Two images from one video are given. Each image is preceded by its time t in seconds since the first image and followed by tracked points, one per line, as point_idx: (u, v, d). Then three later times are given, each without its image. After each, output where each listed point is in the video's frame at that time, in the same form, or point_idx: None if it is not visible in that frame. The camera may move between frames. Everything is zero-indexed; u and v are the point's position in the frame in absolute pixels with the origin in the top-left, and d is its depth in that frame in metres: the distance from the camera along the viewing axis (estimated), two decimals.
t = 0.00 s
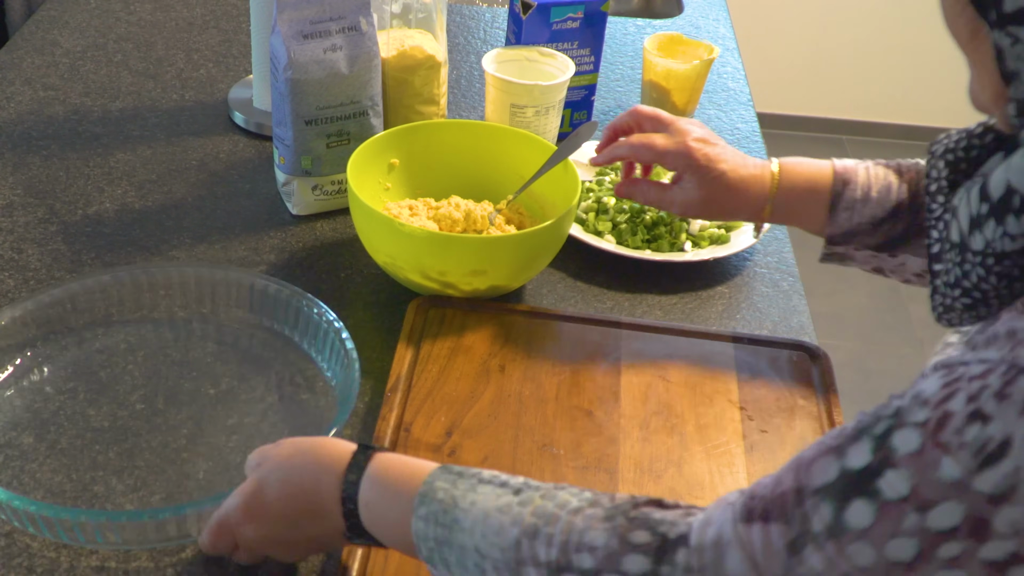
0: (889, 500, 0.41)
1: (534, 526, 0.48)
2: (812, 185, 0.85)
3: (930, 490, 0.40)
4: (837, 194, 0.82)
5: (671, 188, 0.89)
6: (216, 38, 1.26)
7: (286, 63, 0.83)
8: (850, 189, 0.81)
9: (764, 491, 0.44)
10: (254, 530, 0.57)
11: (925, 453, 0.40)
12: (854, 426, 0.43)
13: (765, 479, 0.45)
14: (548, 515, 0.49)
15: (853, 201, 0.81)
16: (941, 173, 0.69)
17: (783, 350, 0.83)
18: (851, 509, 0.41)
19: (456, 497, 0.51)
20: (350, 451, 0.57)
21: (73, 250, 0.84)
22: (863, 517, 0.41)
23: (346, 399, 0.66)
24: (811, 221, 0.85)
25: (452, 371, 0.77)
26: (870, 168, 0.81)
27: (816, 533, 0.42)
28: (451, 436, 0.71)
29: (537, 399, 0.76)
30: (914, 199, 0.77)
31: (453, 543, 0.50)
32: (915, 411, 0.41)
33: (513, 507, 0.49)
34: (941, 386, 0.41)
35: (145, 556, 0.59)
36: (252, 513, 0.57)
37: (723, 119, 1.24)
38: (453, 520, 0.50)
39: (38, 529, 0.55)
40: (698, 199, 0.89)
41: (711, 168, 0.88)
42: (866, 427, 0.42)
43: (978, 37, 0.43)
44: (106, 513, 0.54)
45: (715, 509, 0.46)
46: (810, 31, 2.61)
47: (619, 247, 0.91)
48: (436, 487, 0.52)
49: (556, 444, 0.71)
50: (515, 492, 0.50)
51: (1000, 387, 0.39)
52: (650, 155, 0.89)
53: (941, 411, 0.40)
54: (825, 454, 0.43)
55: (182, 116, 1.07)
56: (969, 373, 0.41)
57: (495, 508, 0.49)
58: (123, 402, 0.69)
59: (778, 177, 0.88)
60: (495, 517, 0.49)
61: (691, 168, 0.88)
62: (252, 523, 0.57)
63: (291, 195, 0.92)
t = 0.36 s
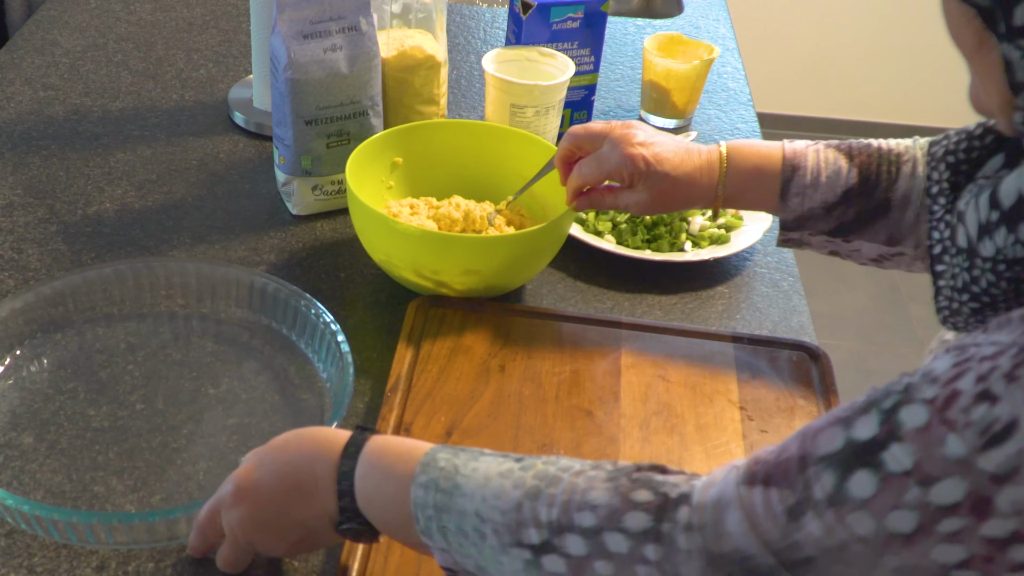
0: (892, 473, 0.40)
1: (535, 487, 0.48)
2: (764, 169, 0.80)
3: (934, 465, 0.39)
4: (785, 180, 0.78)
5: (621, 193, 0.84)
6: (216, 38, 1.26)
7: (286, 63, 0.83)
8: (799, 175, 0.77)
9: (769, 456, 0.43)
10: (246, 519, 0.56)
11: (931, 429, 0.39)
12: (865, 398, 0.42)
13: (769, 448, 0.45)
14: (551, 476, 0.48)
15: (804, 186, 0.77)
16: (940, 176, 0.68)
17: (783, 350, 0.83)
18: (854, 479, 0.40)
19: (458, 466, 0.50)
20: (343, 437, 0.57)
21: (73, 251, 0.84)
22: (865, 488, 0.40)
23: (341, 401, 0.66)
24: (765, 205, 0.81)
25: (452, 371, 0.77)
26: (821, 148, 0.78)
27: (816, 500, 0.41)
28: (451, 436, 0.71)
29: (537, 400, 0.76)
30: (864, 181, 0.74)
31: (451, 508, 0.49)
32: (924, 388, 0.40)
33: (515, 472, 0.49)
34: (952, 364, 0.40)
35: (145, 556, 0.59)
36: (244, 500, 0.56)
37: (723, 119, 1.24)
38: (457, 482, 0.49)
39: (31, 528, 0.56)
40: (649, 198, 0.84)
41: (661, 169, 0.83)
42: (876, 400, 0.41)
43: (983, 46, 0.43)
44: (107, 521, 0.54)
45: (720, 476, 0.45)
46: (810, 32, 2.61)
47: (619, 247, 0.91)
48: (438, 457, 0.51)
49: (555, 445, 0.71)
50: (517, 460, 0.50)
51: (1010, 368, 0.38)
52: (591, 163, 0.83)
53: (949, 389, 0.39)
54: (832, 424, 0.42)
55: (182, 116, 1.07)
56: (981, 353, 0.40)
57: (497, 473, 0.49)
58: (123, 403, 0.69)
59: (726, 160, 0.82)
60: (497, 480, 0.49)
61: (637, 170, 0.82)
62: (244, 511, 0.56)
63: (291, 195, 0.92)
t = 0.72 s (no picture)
0: (973, 466, 0.40)
1: (620, 481, 0.48)
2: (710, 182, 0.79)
3: (1014, 454, 0.39)
4: (731, 192, 0.77)
5: (562, 214, 0.79)
6: (216, 38, 1.26)
7: (286, 63, 0.83)
8: (744, 186, 0.76)
9: (840, 455, 0.43)
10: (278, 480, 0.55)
11: (1008, 420, 0.39)
12: (932, 393, 0.42)
13: (836, 446, 0.45)
14: (636, 473, 0.49)
15: (750, 196, 0.76)
16: (960, 158, 0.65)
17: (783, 350, 0.84)
18: (934, 473, 0.40)
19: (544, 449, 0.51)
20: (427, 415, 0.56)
21: (73, 251, 0.84)
22: (946, 483, 0.40)
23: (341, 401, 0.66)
24: (711, 220, 0.79)
25: (452, 372, 0.77)
26: (762, 161, 0.77)
27: (898, 497, 0.41)
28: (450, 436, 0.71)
29: (537, 400, 0.75)
30: (810, 187, 0.75)
31: (535, 491, 0.50)
32: (997, 379, 0.40)
33: (592, 466, 0.49)
34: (1018, 354, 0.40)
35: (145, 555, 0.59)
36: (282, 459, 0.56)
37: (723, 119, 1.24)
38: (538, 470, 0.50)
39: (31, 528, 0.56)
40: (593, 217, 0.80)
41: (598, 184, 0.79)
42: (945, 394, 0.41)
43: (1014, 29, 0.42)
44: (106, 522, 0.54)
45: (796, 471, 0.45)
46: (811, 31, 2.60)
47: (619, 247, 0.91)
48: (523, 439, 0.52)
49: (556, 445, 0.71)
50: (602, 450, 0.51)
51: None
52: (530, 186, 0.79)
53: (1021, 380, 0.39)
54: (903, 420, 0.42)
55: (181, 116, 1.07)
56: None
57: (581, 462, 0.50)
58: (123, 402, 0.69)
59: (667, 176, 0.80)
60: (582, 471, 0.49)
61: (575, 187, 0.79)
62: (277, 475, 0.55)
63: (291, 195, 0.92)
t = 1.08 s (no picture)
0: None
1: (753, 350, 0.58)
2: (762, 106, 0.83)
3: None
4: (782, 114, 0.82)
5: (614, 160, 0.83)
6: (216, 38, 1.26)
7: (286, 64, 0.83)
8: (793, 109, 0.82)
9: (924, 358, 0.52)
10: (552, 272, 0.74)
11: None
12: (1004, 299, 0.50)
13: (923, 348, 0.53)
14: (768, 347, 0.59)
15: (798, 118, 0.82)
16: (984, 109, 0.72)
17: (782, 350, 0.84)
18: (1004, 370, 0.49)
19: (697, 310, 0.62)
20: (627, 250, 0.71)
21: (73, 251, 0.84)
22: (1014, 377, 0.49)
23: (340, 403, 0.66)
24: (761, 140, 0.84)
25: (451, 371, 0.77)
26: (807, 88, 0.83)
27: (970, 392, 0.50)
28: (450, 436, 0.70)
29: (537, 400, 0.75)
30: (848, 112, 0.82)
31: (684, 345, 0.61)
32: None
33: (742, 333, 0.60)
34: None
35: (144, 555, 0.59)
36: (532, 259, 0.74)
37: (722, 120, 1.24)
38: (687, 330, 0.61)
39: (31, 527, 0.56)
40: (643, 155, 0.83)
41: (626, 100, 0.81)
42: (1015, 302, 0.49)
43: None
44: (107, 523, 0.53)
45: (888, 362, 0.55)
46: (811, 31, 2.60)
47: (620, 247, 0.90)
48: (683, 299, 0.63)
49: (556, 445, 0.71)
50: (748, 323, 0.61)
51: None
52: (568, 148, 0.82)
53: None
54: (977, 325, 0.51)
55: (181, 116, 1.07)
56: None
57: (725, 329, 0.60)
58: (123, 403, 0.69)
59: (721, 97, 0.83)
60: (724, 335, 0.60)
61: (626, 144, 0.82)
62: (537, 267, 0.74)
63: (291, 195, 0.92)
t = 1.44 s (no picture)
0: None
1: (759, 327, 0.62)
2: (727, 33, 0.86)
3: None
4: (747, 39, 0.86)
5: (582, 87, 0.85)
6: (216, 38, 1.26)
7: (286, 63, 0.83)
8: (758, 34, 0.86)
9: (924, 325, 0.55)
10: (563, 256, 0.77)
11: None
12: (995, 265, 0.53)
13: (922, 313, 0.56)
14: (773, 322, 0.62)
15: (764, 42, 0.85)
16: (971, 85, 0.66)
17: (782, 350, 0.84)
18: (1000, 335, 0.52)
19: (707, 288, 0.65)
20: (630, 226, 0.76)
21: (73, 251, 0.84)
22: (1010, 341, 0.51)
23: (339, 404, 0.66)
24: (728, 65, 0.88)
25: (452, 371, 0.77)
26: (773, 15, 0.86)
27: (971, 357, 0.53)
28: (450, 436, 0.70)
29: (537, 400, 0.75)
30: (817, 38, 0.86)
31: (696, 324, 0.65)
32: None
33: (749, 308, 0.63)
34: None
35: (144, 555, 0.59)
36: (545, 247, 0.77)
37: (723, 121, 1.24)
38: (698, 308, 0.65)
39: (31, 527, 0.56)
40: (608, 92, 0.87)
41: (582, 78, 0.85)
42: (1005, 268, 0.52)
43: None
44: (106, 523, 0.53)
45: (889, 330, 0.58)
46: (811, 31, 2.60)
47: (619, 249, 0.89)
48: (691, 277, 0.67)
49: (556, 445, 0.71)
50: (752, 297, 0.64)
51: None
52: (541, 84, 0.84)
53: None
54: (971, 294, 0.53)
55: (181, 116, 1.07)
56: None
57: (734, 306, 0.64)
58: (123, 402, 0.69)
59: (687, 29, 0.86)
60: (733, 312, 0.63)
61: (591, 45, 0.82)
62: (550, 254, 0.77)
63: (291, 195, 0.92)
